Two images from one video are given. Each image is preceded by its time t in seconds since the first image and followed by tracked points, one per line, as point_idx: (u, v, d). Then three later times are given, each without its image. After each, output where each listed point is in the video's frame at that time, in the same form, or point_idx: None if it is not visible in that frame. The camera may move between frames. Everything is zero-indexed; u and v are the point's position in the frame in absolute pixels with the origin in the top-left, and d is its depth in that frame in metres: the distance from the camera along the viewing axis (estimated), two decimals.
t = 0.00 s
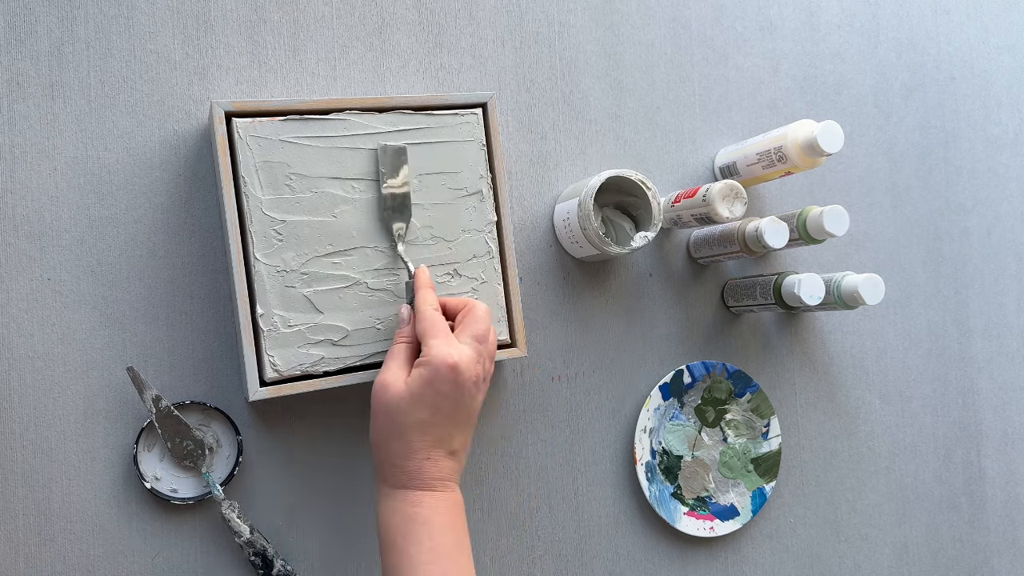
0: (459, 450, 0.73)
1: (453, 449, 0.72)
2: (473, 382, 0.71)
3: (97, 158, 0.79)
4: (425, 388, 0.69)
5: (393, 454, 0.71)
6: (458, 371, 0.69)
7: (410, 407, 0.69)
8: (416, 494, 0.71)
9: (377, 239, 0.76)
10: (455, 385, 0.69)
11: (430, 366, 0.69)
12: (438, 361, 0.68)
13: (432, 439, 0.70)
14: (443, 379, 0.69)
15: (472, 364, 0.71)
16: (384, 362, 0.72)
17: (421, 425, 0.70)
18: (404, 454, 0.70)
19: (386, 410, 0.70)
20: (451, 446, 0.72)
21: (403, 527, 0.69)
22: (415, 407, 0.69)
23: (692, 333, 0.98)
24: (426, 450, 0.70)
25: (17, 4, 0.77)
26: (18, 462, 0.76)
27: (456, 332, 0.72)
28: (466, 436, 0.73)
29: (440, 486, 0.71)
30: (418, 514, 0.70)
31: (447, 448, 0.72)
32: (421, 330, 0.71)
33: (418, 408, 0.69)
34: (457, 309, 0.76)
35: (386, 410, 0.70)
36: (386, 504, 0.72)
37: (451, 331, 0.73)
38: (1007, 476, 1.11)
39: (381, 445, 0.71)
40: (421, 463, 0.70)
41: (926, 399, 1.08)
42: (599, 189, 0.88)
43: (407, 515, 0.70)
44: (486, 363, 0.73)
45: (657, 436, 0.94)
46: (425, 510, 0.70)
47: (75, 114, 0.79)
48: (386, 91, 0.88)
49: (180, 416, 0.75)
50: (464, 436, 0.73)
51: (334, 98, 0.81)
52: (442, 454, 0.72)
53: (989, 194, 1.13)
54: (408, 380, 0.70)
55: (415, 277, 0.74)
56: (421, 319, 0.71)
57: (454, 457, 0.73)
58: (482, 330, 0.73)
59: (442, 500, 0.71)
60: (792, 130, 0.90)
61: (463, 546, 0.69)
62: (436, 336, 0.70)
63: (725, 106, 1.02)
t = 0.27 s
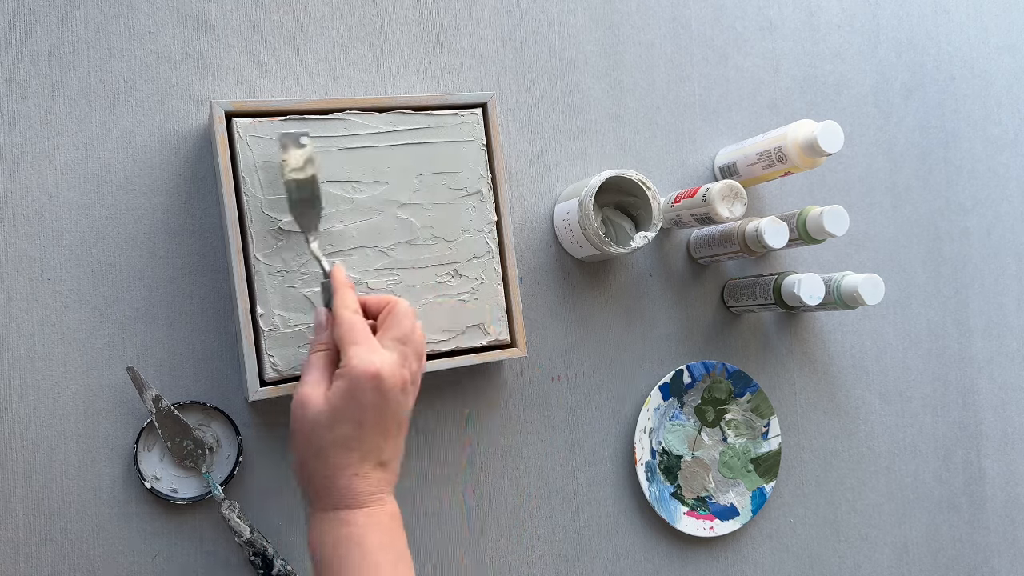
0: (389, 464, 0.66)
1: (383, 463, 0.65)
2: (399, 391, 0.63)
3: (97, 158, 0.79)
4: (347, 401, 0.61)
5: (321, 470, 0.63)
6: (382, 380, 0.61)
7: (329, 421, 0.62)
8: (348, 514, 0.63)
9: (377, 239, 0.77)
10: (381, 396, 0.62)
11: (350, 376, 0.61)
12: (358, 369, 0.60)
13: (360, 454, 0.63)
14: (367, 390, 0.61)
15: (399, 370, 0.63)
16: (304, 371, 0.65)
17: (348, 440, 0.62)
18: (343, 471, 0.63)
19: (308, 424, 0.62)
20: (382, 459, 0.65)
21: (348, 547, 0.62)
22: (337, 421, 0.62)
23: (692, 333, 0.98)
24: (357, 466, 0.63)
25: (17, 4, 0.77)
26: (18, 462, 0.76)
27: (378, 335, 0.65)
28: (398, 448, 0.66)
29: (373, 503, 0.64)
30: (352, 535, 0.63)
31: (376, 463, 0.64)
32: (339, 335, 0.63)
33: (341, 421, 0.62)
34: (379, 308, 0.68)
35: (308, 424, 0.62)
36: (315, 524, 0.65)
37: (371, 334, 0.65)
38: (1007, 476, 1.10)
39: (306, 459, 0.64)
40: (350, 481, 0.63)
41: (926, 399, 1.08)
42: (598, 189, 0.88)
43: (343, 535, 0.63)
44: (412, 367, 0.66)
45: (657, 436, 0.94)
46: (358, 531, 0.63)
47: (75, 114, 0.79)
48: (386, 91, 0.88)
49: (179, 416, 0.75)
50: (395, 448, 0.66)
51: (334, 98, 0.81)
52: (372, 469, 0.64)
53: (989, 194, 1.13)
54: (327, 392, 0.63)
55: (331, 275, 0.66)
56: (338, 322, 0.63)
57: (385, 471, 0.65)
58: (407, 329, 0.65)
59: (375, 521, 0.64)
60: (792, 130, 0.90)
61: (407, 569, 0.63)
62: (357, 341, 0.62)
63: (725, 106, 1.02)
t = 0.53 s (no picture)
0: (490, 418, 0.72)
1: (484, 416, 0.71)
2: (512, 350, 0.70)
3: (97, 158, 0.79)
4: (464, 352, 0.68)
5: (421, 415, 0.70)
6: (499, 337, 0.68)
7: (450, 371, 0.68)
8: (443, 456, 0.69)
9: (378, 239, 0.76)
10: (495, 352, 0.68)
11: (471, 332, 0.67)
12: (481, 326, 0.67)
13: (467, 403, 0.70)
14: (483, 345, 0.67)
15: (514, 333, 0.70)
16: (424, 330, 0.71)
17: (454, 389, 0.69)
18: (428, 414, 0.69)
19: (422, 373, 0.69)
20: (484, 412, 0.71)
21: (433, 484, 0.68)
22: (452, 370, 0.68)
23: (692, 333, 0.98)
24: (458, 413, 0.69)
25: (17, 4, 0.77)
26: (18, 462, 0.76)
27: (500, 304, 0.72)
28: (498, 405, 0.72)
29: (469, 450, 0.70)
30: (446, 475, 0.68)
31: (479, 414, 0.71)
32: (467, 297, 0.70)
33: (456, 371, 0.68)
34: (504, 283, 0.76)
35: (423, 373, 0.69)
36: (410, 467, 0.71)
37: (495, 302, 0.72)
38: (1007, 476, 1.10)
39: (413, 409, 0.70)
40: (453, 425, 0.69)
41: (926, 399, 1.08)
42: (598, 189, 0.88)
43: (437, 472, 0.68)
44: (524, 336, 0.73)
45: (657, 436, 0.94)
46: (454, 472, 0.69)
47: (75, 114, 0.79)
48: (386, 91, 0.88)
49: (179, 416, 0.75)
50: (495, 404, 0.72)
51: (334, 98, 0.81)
52: (473, 419, 0.70)
53: (989, 194, 1.13)
54: (449, 344, 0.69)
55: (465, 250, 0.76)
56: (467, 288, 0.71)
57: (485, 425, 0.72)
58: (526, 303, 0.72)
59: (469, 465, 0.69)
60: (792, 130, 0.90)
61: (487, 511, 0.68)
62: (479, 302, 0.69)
63: (725, 106, 1.02)
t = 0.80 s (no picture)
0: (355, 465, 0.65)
1: (347, 464, 0.64)
2: (361, 387, 0.64)
3: (97, 158, 0.79)
4: (305, 403, 0.61)
5: (275, 478, 0.63)
6: (342, 378, 0.62)
7: (295, 425, 0.62)
8: (309, 518, 0.62)
9: (377, 239, 0.76)
10: (340, 393, 0.62)
11: (310, 376, 0.61)
12: (319, 370, 0.61)
13: (318, 455, 0.62)
14: (325, 389, 0.61)
15: (360, 368, 0.64)
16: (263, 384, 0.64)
17: (303, 445, 0.62)
18: (281, 477, 0.62)
19: (266, 433, 0.62)
20: (344, 460, 0.64)
21: (304, 553, 0.61)
22: (297, 424, 0.62)
23: (692, 333, 0.98)
24: (315, 468, 0.62)
25: (17, 4, 0.77)
26: (18, 462, 0.76)
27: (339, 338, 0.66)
28: (362, 448, 0.65)
29: (336, 504, 0.63)
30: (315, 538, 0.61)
31: (340, 462, 0.64)
32: (298, 337, 0.63)
33: (300, 424, 0.62)
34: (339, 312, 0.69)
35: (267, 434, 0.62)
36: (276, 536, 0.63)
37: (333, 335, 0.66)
38: (1007, 476, 1.10)
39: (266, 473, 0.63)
40: (308, 484, 0.62)
41: (926, 399, 1.08)
42: (598, 189, 0.88)
43: (307, 539, 0.61)
44: (378, 367, 0.66)
45: (657, 436, 0.94)
46: (323, 533, 0.62)
47: (75, 114, 0.79)
48: (386, 91, 0.88)
49: (179, 417, 0.75)
50: (359, 447, 0.65)
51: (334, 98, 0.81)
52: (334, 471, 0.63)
53: (989, 194, 1.13)
54: (287, 396, 0.62)
55: (290, 281, 0.68)
56: (299, 326, 0.64)
57: (350, 472, 0.65)
58: (366, 331, 0.66)
59: (339, 520, 0.63)
60: (792, 131, 0.90)
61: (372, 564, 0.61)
62: (316, 343, 0.63)
63: (725, 106, 1.02)
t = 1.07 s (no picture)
0: (359, 496, 0.67)
1: (352, 496, 0.66)
2: (371, 422, 0.65)
3: (97, 158, 0.79)
4: (315, 435, 0.63)
5: (280, 507, 0.64)
6: (354, 411, 0.63)
7: (305, 455, 0.63)
8: (313, 551, 0.65)
9: (377, 239, 0.76)
10: (351, 426, 0.63)
11: (323, 409, 0.62)
12: (332, 402, 0.62)
13: (326, 488, 0.65)
14: (337, 422, 0.63)
15: (372, 402, 0.65)
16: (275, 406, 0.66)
17: (310, 475, 0.64)
18: (287, 505, 0.64)
19: (275, 461, 0.63)
20: (349, 493, 0.66)
21: None
22: (306, 455, 0.63)
23: (692, 333, 0.98)
24: (320, 499, 0.64)
25: (17, 4, 0.77)
26: (18, 462, 0.76)
27: (352, 368, 0.66)
28: (367, 481, 0.67)
29: (340, 535, 0.65)
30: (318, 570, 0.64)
31: (344, 496, 0.66)
32: (313, 367, 0.64)
33: (309, 455, 0.63)
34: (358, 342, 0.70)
35: (278, 461, 0.63)
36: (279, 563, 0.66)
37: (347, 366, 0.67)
38: (1008, 476, 1.10)
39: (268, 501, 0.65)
40: (314, 515, 0.64)
41: (926, 399, 1.08)
42: (598, 189, 0.88)
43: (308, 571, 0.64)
44: (389, 400, 0.67)
45: (657, 436, 0.94)
46: (326, 564, 0.64)
47: (75, 114, 0.79)
48: (386, 91, 0.88)
49: (179, 417, 0.75)
50: (364, 480, 0.67)
51: (334, 98, 0.81)
52: (339, 502, 0.66)
53: (989, 194, 1.13)
54: (298, 426, 0.64)
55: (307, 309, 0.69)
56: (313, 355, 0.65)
57: (354, 505, 0.67)
58: (383, 363, 0.67)
59: (342, 553, 0.65)
60: (792, 131, 0.90)
61: None
62: (329, 373, 0.64)
63: (725, 106, 1.02)
